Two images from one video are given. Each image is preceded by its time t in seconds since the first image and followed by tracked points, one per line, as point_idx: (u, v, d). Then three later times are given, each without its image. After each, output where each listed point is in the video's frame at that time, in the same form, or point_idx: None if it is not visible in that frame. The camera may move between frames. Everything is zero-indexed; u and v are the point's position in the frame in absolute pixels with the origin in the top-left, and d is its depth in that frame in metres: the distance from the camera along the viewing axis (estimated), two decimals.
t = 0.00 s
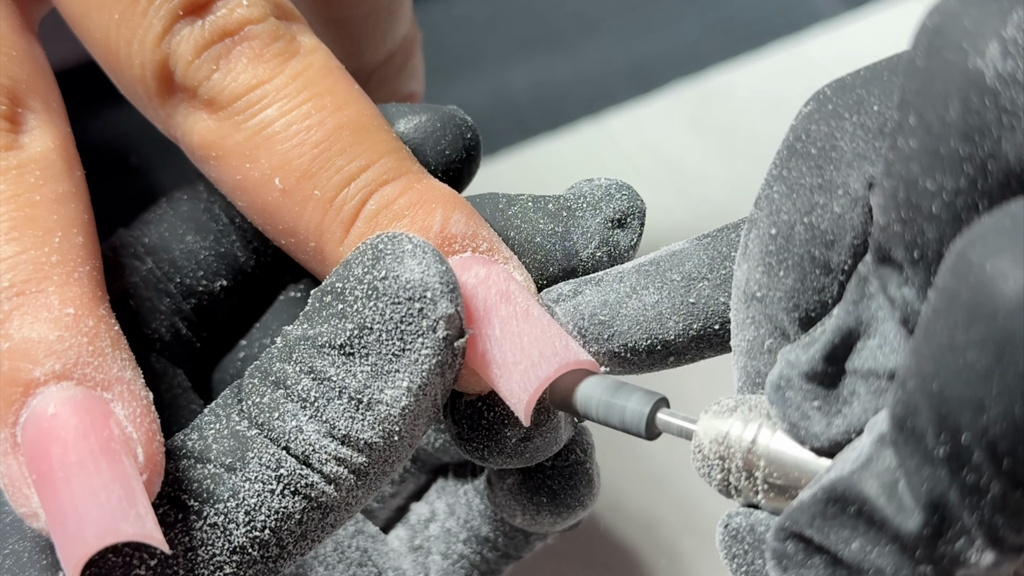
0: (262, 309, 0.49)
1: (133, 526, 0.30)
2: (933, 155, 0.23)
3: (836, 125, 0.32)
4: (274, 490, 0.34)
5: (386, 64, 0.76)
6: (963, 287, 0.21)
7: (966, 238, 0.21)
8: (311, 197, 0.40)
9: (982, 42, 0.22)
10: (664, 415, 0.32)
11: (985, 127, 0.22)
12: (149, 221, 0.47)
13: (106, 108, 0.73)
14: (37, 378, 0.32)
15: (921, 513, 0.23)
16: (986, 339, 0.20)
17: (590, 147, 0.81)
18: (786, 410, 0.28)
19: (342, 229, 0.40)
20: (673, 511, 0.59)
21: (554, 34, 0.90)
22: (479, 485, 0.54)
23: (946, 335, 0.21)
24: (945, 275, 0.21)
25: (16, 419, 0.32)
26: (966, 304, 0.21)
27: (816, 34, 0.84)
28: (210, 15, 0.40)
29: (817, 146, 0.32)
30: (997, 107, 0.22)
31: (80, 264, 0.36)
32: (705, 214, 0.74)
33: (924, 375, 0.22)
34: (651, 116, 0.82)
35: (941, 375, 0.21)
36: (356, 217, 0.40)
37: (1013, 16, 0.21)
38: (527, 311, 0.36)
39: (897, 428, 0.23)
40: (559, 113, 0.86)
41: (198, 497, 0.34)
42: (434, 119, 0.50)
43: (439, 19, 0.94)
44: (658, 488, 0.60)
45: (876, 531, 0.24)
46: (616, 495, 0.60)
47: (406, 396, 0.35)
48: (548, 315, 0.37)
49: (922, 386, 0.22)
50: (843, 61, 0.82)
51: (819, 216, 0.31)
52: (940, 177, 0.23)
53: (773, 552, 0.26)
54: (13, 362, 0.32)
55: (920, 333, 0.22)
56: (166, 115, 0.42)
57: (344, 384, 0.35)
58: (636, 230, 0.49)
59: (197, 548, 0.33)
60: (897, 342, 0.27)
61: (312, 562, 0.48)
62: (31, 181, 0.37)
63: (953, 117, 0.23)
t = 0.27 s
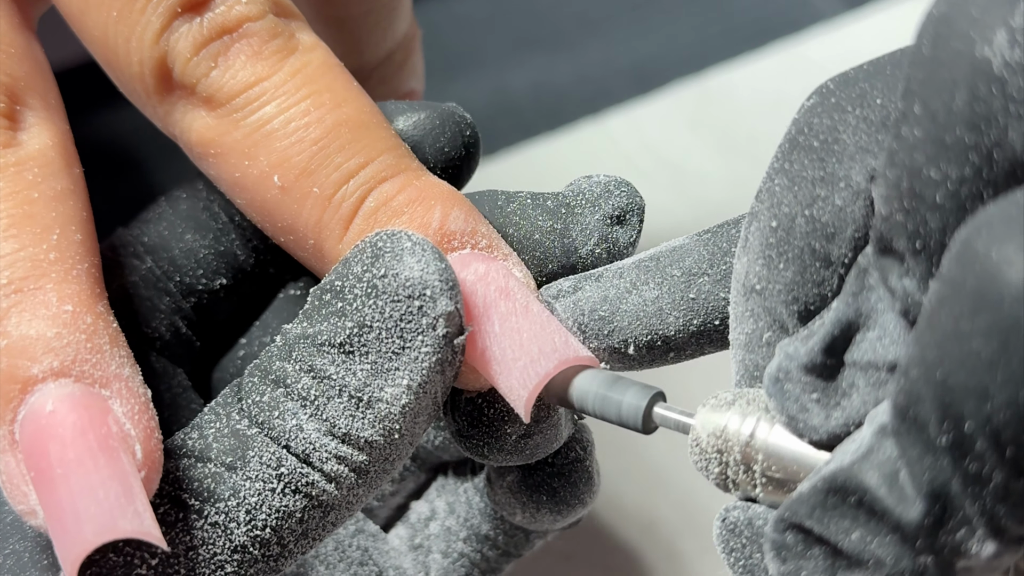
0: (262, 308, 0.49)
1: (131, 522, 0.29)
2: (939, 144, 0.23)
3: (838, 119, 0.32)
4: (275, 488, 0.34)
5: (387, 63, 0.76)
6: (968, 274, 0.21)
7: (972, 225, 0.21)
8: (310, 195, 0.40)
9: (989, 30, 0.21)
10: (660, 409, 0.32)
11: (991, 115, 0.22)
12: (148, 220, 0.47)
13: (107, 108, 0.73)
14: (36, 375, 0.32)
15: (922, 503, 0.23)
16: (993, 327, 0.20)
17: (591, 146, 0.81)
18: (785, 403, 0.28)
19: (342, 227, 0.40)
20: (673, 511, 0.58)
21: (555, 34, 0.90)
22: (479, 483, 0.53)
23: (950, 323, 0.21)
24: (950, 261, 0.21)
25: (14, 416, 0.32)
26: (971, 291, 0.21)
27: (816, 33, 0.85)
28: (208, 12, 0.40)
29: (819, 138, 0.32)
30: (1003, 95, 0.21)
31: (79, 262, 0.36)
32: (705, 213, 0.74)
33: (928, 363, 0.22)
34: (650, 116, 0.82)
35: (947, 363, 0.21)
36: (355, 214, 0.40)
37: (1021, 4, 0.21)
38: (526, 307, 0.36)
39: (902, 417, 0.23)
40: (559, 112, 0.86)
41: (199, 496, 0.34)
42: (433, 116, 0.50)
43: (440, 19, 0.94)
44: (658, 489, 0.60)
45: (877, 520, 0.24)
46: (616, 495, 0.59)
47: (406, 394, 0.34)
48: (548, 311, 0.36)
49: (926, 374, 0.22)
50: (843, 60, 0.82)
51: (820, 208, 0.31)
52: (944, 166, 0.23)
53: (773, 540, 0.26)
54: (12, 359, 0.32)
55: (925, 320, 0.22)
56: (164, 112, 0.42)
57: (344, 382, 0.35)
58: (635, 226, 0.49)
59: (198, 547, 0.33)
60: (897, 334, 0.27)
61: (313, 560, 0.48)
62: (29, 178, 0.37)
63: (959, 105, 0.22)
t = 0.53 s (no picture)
0: (259, 305, 0.49)
1: (135, 523, 0.30)
2: (926, 114, 0.23)
3: (828, 115, 0.33)
4: (281, 493, 0.34)
5: (387, 64, 0.76)
6: (959, 231, 0.21)
7: (961, 185, 0.22)
8: (311, 197, 0.40)
9: None
10: (665, 417, 0.32)
11: (975, 81, 0.22)
12: (144, 220, 0.47)
13: (107, 109, 0.74)
14: (39, 376, 0.32)
15: (928, 470, 0.23)
16: (986, 279, 0.20)
17: (591, 146, 0.81)
18: (789, 393, 0.28)
19: (343, 229, 0.40)
20: (674, 511, 0.59)
21: (555, 34, 0.91)
22: (473, 483, 0.53)
23: (945, 281, 0.21)
24: (944, 221, 0.21)
25: (17, 417, 0.32)
26: (964, 249, 0.21)
27: (817, 34, 0.85)
28: (210, 13, 0.40)
29: (810, 136, 0.33)
30: (985, 60, 0.22)
31: (81, 263, 0.36)
32: (706, 213, 0.74)
33: (924, 326, 0.22)
34: (651, 116, 0.82)
35: (943, 325, 0.21)
36: (357, 217, 0.40)
37: None
38: (529, 314, 0.36)
39: (901, 384, 0.23)
40: (559, 112, 0.86)
41: (204, 500, 0.34)
42: (431, 120, 0.50)
43: (440, 20, 0.95)
44: (659, 489, 0.60)
45: (884, 493, 0.24)
46: (618, 495, 0.59)
47: (412, 400, 0.35)
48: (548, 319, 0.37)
49: (924, 338, 0.22)
50: (844, 60, 0.83)
51: (815, 203, 0.32)
52: (932, 137, 0.23)
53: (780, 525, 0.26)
54: (15, 360, 0.32)
55: (921, 283, 0.22)
56: (165, 113, 0.42)
57: (352, 387, 0.35)
58: (630, 233, 0.50)
59: (203, 551, 0.33)
60: (895, 315, 0.27)
61: (312, 560, 0.48)
62: (32, 179, 0.37)
63: (943, 74, 0.22)
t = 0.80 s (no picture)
0: (254, 313, 0.49)
1: (134, 524, 0.30)
2: (897, 107, 0.23)
3: (812, 111, 0.34)
4: (284, 493, 0.34)
5: (387, 64, 0.76)
6: (928, 223, 0.21)
7: (930, 175, 0.21)
8: (312, 200, 0.40)
9: None
10: (659, 410, 0.32)
11: (942, 72, 0.22)
12: (141, 223, 0.47)
13: (107, 108, 0.74)
14: (37, 378, 0.32)
15: (904, 458, 0.22)
16: (953, 267, 0.20)
17: (591, 146, 0.81)
18: (776, 384, 0.28)
19: (344, 232, 0.40)
20: (675, 510, 0.59)
21: (554, 35, 0.91)
22: (467, 483, 0.54)
23: (915, 271, 0.21)
24: (914, 213, 0.21)
25: (16, 418, 0.32)
26: (931, 237, 0.20)
27: (816, 34, 0.85)
28: (212, 16, 0.40)
29: (794, 132, 0.34)
30: (951, 51, 0.22)
31: (80, 265, 0.36)
32: (706, 213, 0.74)
33: (895, 314, 0.21)
34: (651, 116, 0.82)
35: (914, 312, 0.21)
36: (358, 221, 0.40)
37: None
38: (530, 318, 0.36)
39: (875, 372, 0.22)
40: (559, 112, 0.86)
41: (208, 501, 0.34)
42: (429, 123, 0.50)
43: (439, 19, 0.95)
44: (659, 488, 0.60)
45: (864, 481, 0.24)
46: (618, 493, 0.60)
47: (415, 402, 0.35)
48: (549, 322, 0.37)
49: (896, 326, 0.21)
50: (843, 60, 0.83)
51: (800, 198, 0.33)
52: (904, 129, 0.23)
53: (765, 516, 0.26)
54: (13, 363, 0.32)
55: (894, 273, 0.22)
56: (165, 115, 0.42)
57: (356, 389, 0.35)
58: (625, 239, 0.50)
59: (207, 551, 0.33)
60: (877, 307, 0.28)
61: (310, 560, 0.48)
62: (31, 181, 0.37)
63: (911, 66, 0.23)
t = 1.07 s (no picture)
0: (257, 313, 0.49)
1: (140, 525, 0.30)
2: (901, 120, 0.24)
3: (815, 120, 0.34)
4: (284, 494, 0.34)
5: (388, 65, 0.76)
6: (933, 232, 0.21)
7: (934, 186, 0.21)
8: (315, 203, 0.40)
9: (936, 5, 0.23)
10: (668, 419, 0.33)
11: (945, 84, 0.23)
12: (144, 224, 0.47)
13: (107, 108, 0.74)
14: (43, 379, 0.32)
15: (912, 466, 0.23)
16: (958, 276, 0.20)
17: (590, 145, 0.81)
18: (783, 394, 0.29)
19: (347, 235, 0.41)
20: (676, 511, 0.59)
21: (555, 35, 0.91)
22: (470, 486, 0.54)
23: (921, 280, 0.21)
24: (919, 224, 0.21)
25: (22, 419, 0.32)
26: (937, 247, 0.21)
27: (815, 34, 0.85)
28: (215, 19, 0.40)
29: (798, 141, 0.34)
30: (954, 63, 0.22)
31: (85, 266, 0.36)
32: (707, 213, 0.75)
33: (902, 324, 0.22)
34: (652, 116, 0.82)
35: (920, 322, 0.21)
36: (361, 223, 0.40)
37: None
38: (532, 321, 0.36)
39: (882, 383, 0.23)
40: (559, 112, 0.86)
41: (209, 502, 0.34)
42: (432, 126, 0.51)
43: (439, 19, 0.95)
44: (659, 489, 0.60)
45: (871, 490, 0.24)
46: (619, 494, 0.60)
47: (416, 403, 0.35)
48: (551, 326, 0.37)
49: (903, 337, 0.22)
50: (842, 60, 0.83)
51: (806, 207, 0.33)
52: (908, 140, 0.24)
53: (773, 525, 0.27)
54: (20, 364, 0.33)
55: (900, 281, 0.22)
56: (168, 117, 0.42)
57: (356, 390, 0.35)
58: (626, 243, 0.51)
59: (208, 552, 0.33)
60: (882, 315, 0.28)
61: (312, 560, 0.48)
62: (36, 183, 0.37)
63: (915, 79, 0.23)
